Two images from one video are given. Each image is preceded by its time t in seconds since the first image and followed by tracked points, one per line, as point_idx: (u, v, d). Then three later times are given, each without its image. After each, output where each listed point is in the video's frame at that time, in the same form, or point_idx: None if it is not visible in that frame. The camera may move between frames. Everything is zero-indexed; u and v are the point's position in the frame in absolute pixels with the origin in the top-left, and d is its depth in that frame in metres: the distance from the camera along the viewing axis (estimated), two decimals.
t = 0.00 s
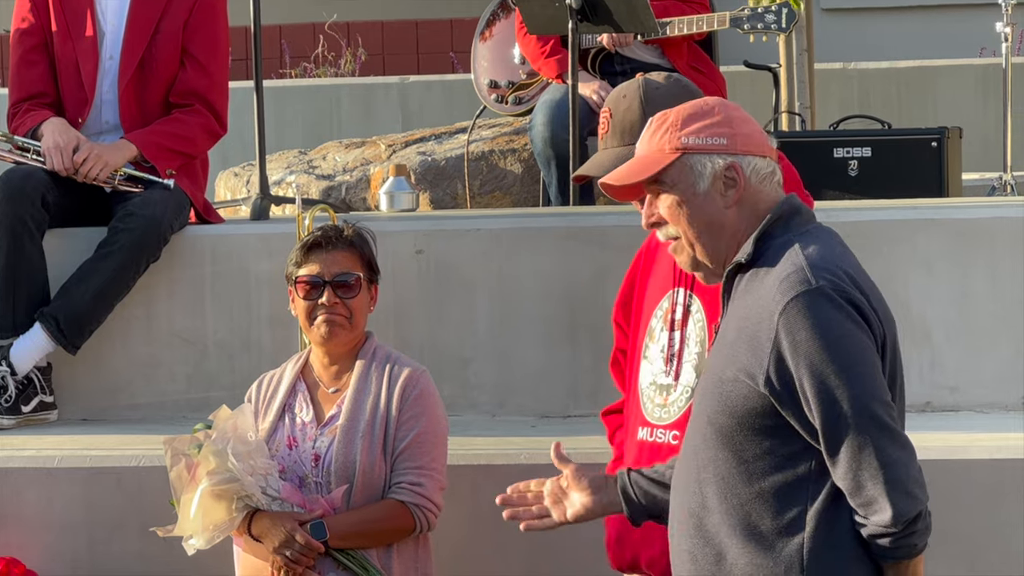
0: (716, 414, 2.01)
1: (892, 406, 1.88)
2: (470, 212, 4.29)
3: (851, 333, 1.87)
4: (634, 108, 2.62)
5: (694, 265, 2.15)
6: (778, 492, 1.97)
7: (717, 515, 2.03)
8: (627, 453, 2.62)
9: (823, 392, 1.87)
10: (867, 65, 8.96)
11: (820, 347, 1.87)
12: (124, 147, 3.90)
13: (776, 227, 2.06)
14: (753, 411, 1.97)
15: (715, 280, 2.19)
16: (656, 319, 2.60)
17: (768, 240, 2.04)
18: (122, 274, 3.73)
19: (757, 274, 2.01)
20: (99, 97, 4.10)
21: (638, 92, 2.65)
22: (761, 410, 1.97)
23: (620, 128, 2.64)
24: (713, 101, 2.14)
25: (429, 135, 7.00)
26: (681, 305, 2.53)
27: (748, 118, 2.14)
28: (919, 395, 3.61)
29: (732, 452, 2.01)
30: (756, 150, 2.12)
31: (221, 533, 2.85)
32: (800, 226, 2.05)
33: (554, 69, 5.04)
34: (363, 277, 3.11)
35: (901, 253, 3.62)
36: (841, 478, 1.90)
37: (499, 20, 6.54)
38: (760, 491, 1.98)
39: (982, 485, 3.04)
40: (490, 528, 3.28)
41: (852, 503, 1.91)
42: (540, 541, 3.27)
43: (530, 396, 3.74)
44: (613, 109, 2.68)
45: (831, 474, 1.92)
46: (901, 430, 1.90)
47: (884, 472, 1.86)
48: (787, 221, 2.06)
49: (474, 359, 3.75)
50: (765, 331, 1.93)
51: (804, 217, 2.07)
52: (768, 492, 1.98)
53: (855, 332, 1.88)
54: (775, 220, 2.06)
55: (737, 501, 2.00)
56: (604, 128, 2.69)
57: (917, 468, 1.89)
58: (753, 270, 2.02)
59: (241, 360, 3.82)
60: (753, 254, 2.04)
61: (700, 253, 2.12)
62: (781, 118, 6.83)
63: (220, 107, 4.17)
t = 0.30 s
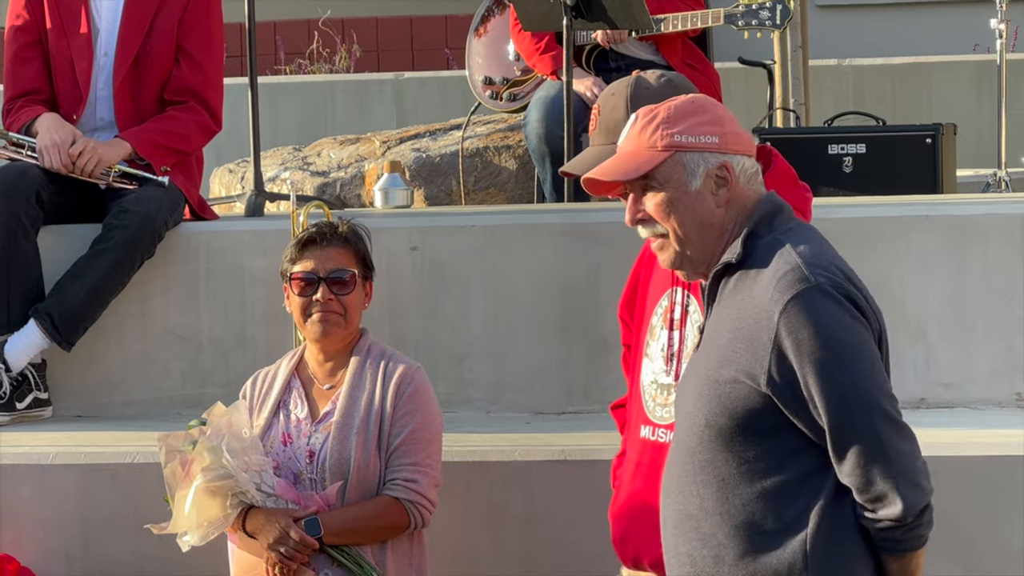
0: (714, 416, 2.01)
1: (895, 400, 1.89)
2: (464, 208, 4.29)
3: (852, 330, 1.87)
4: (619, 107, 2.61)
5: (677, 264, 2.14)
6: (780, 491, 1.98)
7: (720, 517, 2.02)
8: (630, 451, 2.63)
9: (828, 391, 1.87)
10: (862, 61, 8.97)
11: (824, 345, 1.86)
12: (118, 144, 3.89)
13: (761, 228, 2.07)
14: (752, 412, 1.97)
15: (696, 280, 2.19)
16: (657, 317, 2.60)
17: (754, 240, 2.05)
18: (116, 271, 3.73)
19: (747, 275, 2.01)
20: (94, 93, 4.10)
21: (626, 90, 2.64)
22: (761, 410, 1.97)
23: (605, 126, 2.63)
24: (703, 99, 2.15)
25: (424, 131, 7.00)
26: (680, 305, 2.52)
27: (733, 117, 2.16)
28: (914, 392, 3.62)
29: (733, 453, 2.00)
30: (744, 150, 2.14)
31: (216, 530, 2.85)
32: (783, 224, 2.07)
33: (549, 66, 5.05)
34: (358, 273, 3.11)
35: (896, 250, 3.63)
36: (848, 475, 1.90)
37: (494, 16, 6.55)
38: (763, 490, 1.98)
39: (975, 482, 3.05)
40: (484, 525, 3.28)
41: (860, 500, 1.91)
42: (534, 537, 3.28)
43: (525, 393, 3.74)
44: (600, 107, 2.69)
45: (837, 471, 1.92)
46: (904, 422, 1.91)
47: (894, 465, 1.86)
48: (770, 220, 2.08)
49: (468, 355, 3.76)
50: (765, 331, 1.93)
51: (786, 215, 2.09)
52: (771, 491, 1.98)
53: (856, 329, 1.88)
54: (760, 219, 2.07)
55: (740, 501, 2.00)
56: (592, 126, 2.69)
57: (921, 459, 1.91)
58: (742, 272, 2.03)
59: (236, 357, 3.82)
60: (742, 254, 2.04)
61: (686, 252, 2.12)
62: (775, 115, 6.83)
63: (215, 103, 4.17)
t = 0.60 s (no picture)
0: (707, 414, 2.01)
1: (890, 389, 1.90)
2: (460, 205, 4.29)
3: (841, 323, 1.88)
4: (611, 98, 2.62)
5: (663, 262, 2.15)
6: (777, 486, 1.98)
7: (718, 515, 2.03)
8: (609, 443, 2.62)
9: (822, 387, 1.87)
10: (857, 58, 8.98)
11: (818, 341, 1.87)
12: (113, 141, 3.89)
13: (747, 224, 2.07)
14: (745, 408, 1.97)
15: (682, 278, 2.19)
16: (641, 310, 2.60)
17: (740, 236, 2.06)
18: (112, 268, 3.73)
19: (734, 274, 2.02)
20: (89, 90, 4.10)
21: (618, 83, 2.63)
22: (754, 407, 1.97)
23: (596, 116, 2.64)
24: (690, 97, 2.15)
25: (419, 128, 7.00)
26: (666, 298, 2.51)
27: (721, 115, 2.17)
28: (909, 388, 3.63)
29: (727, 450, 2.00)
30: (731, 148, 2.14)
31: (212, 526, 2.85)
32: (769, 220, 2.07)
33: (544, 63, 5.06)
34: (352, 270, 3.11)
35: (892, 247, 3.63)
36: (846, 468, 1.91)
37: (489, 13, 6.55)
38: (760, 486, 1.98)
39: (971, 479, 3.05)
40: (480, 522, 3.29)
41: (861, 490, 1.91)
42: (530, 533, 3.28)
43: (521, 390, 3.74)
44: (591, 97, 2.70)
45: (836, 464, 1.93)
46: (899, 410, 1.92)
47: (892, 455, 1.87)
48: (756, 217, 2.08)
49: (464, 352, 3.76)
50: (755, 328, 1.93)
51: (771, 211, 2.10)
52: (768, 486, 1.98)
53: (846, 321, 1.88)
54: (747, 216, 2.08)
55: (738, 498, 2.00)
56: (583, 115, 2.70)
57: (919, 444, 1.92)
58: (729, 272, 2.03)
59: (232, 354, 3.82)
60: (731, 250, 2.05)
61: (671, 250, 2.13)
62: (770, 112, 6.84)
63: (210, 100, 4.16)
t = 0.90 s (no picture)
0: (697, 412, 2.01)
1: (877, 395, 1.89)
2: (456, 203, 4.30)
3: (827, 325, 1.88)
4: (598, 88, 2.67)
5: (666, 262, 2.16)
6: (764, 487, 1.98)
7: (703, 513, 2.03)
8: (591, 437, 2.61)
9: (807, 390, 1.87)
10: (854, 56, 8.98)
11: (803, 344, 1.87)
12: (109, 138, 3.89)
13: (746, 222, 2.07)
14: (734, 407, 1.97)
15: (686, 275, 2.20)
16: (625, 305, 2.61)
17: (738, 235, 2.06)
18: (108, 266, 3.73)
19: (731, 271, 2.02)
20: (85, 88, 4.09)
21: (606, 75, 2.69)
22: (742, 407, 1.97)
23: (582, 106, 2.70)
24: (684, 97, 2.14)
25: (416, 127, 7.00)
26: (651, 291, 2.54)
27: (718, 111, 2.15)
28: (906, 387, 3.63)
29: (716, 448, 2.00)
30: (727, 146, 2.13)
31: (208, 524, 2.85)
32: (769, 219, 2.07)
33: (541, 61, 5.05)
34: (347, 269, 3.11)
35: (888, 245, 3.63)
36: (829, 471, 1.91)
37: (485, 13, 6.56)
38: (746, 486, 1.98)
39: (967, 477, 3.05)
40: (476, 520, 3.29)
41: (844, 496, 1.92)
42: (526, 531, 3.28)
43: (517, 388, 3.74)
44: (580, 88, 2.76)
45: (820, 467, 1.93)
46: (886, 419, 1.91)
47: (874, 463, 1.87)
48: (757, 214, 2.08)
49: (461, 350, 3.76)
50: (744, 328, 1.94)
51: (773, 210, 2.09)
52: (755, 486, 1.98)
53: (835, 324, 1.88)
54: (746, 214, 2.07)
55: (725, 497, 2.00)
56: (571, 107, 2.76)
57: (903, 455, 1.91)
58: (726, 269, 2.03)
59: (228, 352, 3.82)
60: (727, 249, 2.05)
61: (674, 249, 2.14)
62: (767, 110, 6.84)
63: (207, 99, 4.15)
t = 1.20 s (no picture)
0: (698, 410, 2.01)
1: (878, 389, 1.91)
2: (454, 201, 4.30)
3: (830, 320, 1.88)
4: (597, 80, 2.67)
5: (666, 259, 2.16)
6: (766, 484, 1.97)
7: (706, 510, 2.03)
8: (583, 432, 2.61)
9: (812, 385, 1.88)
10: (852, 54, 8.99)
11: (807, 339, 1.88)
12: (107, 137, 3.90)
13: (746, 219, 2.07)
14: (735, 404, 1.97)
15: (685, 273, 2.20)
16: (618, 301, 2.61)
17: (739, 232, 2.06)
18: (107, 264, 3.73)
19: (731, 267, 2.02)
20: (83, 86, 4.10)
21: (606, 68, 2.69)
22: (743, 404, 1.97)
23: (581, 97, 2.70)
24: (682, 96, 2.14)
25: (414, 125, 7.00)
26: (646, 287, 2.54)
27: (717, 109, 2.15)
28: (904, 385, 3.63)
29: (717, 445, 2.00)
30: (726, 143, 2.13)
31: (204, 523, 2.86)
32: (769, 217, 2.07)
33: (539, 59, 5.06)
34: (344, 267, 3.11)
35: (886, 243, 3.63)
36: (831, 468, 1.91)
37: (483, 11, 6.57)
38: (749, 483, 1.98)
39: (964, 475, 3.06)
40: (474, 519, 3.29)
41: (849, 490, 1.92)
42: (524, 530, 3.28)
43: (515, 386, 3.74)
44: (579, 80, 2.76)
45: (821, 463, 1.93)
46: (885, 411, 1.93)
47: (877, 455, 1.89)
48: (756, 212, 2.08)
49: (459, 348, 3.76)
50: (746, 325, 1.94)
51: (771, 208, 2.09)
52: (756, 483, 1.98)
53: (837, 319, 1.89)
54: (746, 211, 2.08)
55: (727, 494, 2.00)
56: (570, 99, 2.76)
57: (903, 445, 1.93)
58: (727, 266, 2.03)
59: (226, 351, 3.82)
60: (727, 248, 2.05)
61: (673, 248, 2.14)
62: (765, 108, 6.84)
63: (205, 97, 4.16)
